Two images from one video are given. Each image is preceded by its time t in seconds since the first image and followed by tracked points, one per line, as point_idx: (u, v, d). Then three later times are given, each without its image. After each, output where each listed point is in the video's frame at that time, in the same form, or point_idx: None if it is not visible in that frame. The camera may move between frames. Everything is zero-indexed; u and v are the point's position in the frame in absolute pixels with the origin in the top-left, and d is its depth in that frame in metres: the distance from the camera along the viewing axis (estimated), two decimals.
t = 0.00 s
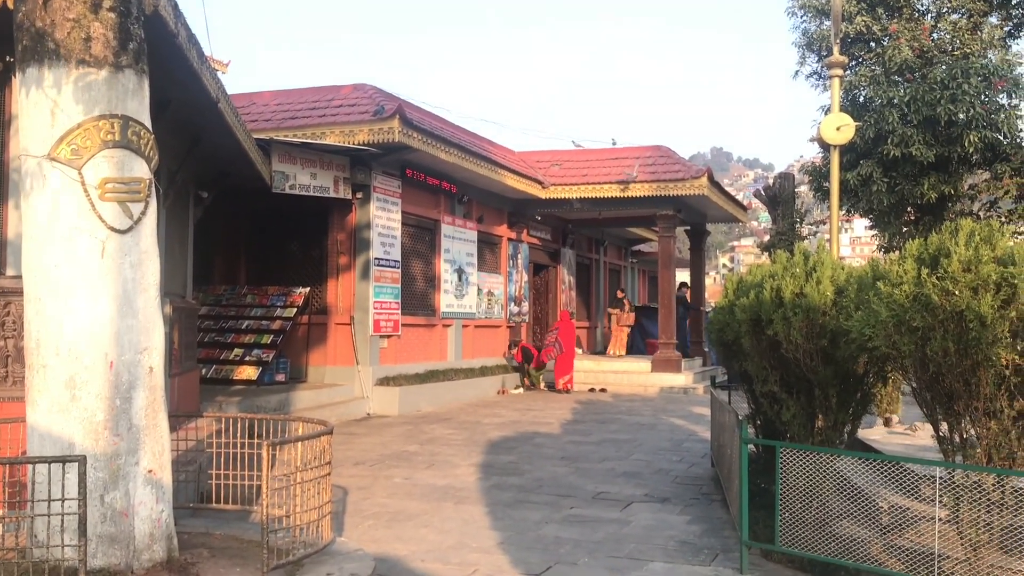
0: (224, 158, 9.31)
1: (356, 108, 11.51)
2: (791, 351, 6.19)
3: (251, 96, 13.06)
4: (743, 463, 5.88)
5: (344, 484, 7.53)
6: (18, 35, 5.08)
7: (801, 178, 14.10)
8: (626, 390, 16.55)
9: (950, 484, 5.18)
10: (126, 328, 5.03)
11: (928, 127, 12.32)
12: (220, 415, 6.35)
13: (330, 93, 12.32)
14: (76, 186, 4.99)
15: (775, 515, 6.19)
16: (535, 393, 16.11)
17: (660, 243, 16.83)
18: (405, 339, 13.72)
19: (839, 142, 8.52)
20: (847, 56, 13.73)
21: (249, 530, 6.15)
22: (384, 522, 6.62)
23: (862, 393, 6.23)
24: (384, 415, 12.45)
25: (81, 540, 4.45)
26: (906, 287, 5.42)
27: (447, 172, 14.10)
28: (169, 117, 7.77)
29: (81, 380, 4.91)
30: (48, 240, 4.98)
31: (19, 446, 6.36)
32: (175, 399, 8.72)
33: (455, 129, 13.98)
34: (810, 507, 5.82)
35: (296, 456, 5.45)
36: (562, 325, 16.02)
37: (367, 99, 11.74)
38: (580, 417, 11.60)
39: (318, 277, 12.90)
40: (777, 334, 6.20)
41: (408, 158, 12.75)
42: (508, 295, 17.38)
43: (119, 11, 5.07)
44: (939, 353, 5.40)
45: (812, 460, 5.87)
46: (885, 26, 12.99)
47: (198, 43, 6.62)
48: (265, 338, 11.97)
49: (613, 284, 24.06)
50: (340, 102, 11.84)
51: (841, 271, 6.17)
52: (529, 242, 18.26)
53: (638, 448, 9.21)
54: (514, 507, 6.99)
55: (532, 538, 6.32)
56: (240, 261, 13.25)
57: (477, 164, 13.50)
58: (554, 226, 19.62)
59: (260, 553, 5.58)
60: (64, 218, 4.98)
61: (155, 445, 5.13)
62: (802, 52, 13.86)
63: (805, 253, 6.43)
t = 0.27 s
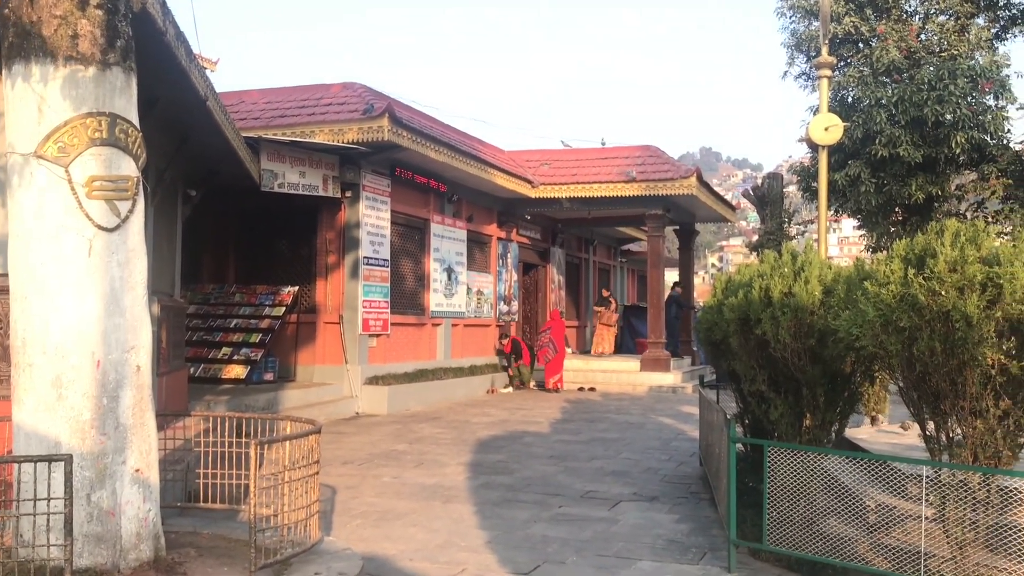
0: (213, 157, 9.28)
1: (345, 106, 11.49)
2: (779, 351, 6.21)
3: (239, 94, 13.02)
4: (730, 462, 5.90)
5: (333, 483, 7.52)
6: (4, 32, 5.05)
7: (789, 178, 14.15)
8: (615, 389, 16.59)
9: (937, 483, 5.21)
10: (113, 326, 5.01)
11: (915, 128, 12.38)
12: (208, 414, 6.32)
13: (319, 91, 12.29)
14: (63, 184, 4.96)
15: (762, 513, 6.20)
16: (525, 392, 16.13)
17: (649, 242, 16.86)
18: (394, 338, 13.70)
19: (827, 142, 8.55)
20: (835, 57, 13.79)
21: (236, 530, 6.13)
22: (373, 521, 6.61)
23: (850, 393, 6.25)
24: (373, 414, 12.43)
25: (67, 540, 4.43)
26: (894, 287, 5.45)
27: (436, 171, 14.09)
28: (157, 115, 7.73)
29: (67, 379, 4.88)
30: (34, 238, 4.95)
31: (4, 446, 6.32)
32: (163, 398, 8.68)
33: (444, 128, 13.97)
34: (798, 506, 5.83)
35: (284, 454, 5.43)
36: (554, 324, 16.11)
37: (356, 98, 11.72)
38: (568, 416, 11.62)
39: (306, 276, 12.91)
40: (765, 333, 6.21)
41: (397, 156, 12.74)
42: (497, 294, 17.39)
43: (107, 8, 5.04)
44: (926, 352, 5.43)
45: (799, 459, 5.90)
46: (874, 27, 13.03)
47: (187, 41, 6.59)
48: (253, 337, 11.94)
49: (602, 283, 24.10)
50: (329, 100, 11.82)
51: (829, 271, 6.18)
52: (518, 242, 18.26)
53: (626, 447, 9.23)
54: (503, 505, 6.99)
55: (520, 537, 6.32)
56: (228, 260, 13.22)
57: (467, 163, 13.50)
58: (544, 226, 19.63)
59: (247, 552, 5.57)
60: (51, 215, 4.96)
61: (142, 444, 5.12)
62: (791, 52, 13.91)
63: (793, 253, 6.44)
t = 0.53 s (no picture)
0: (196, 156, 9.23)
1: (328, 105, 11.45)
2: (761, 350, 6.23)
3: (222, 93, 12.95)
4: (713, 461, 5.93)
5: (316, 483, 7.50)
6: None
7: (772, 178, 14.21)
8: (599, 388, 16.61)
9: (917, 482, 5.26)
10: (92, 324, 4.98)
11: (897, 129, 12.45)
12: (190, 414, 6.27)
13: (303, 90, 12.25)
14: (42, 181, 4.92)
15: (744, 512, 6.22)
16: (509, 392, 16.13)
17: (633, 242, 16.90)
18: (378, 338, 13.67)
19: (809, 143, 8.58)
20: (818, 58, 13.86)
21: (218, 530, 6.10)
22: (356, 521, 6.59)
23: (831, 392, 6.27)
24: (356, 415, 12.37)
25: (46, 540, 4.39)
26: (875, 287, 5.48)
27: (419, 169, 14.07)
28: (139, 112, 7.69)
29: (47, 378, 4.84)
30: (11, 236, 4.90)
31: None
32: (144, 397, 8.63)
33: (428, 126, 13.95)
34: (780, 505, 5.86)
35: (266, 454, 5.40)
36: (539, 323, 16.13)
37: (340, 96, 11.67)
38: (552, 416, 11.63)
39: (288, 273, 12.87)
40: (748, 332, 6.24)
41: (380, 155, 12.71)
42: (481, 293, 17.38)
43: (86, 5, 4.99)
44: (906, 351, 5.47)
45: (781, 458, 5.93)
46: (856, 28, 13.10)
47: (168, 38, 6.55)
48: (236, 337, 11.88)
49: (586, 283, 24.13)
50: (312, 98, 11.78)
51: (810, 270, 6.20)
52: (502, 241, 18.26)
53: (609, 447, 9.24)
54: (486, 505, 6.99)
55: (504, 536, 6.32)
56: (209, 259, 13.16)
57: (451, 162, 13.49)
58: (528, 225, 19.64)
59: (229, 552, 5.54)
60: (29, 213, 4.90)
61: (122, 443, 5.09)
62: (774, 53, 13.97)
63: (775, 253, 6.46)
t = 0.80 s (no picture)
0: (176, 155, 9.17)
1: (309, 103, 11.43)
2: (740, 349, 6.24)
3: (201, 90, 12.85)
4: (692, 459, 5.95)
5: (295, 482, 7.46)
6: None
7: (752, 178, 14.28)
8: (580, 387, 16.63)
9: (894, 479, 5.30)
10: (68, 324, 4.94)
11: (875, 130, 12.55)
12: (167, 413, 6.22)
13: (283, 87, 12.18)
14: (17, 179, 4.86)
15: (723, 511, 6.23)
16: (491, 391, 16.13)
17: (614, 241, 16.97)
18: (358, 337, 13.65)
19: (788, 143, 8.62)
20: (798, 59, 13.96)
21: (196, 530, 6.07)
22: (335, 520, 6.57)
23: (809, 391, 6.29)
24: (337, 414, 12.38)
25: (20, 541, 4.34)
26: (853, 286, 5.51)
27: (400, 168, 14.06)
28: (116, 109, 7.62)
29: (21, 378, 4.79)
30: None
31: None
32: (121, 397, 8.56)
33: (409, 125, 13.94)
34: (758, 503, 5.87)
35: (245, 454, 5.36)
36: (522, 324, 16.15)
37: (320, 94, 11.62)
38: (533, 415, 11.65)
39: (268, 272, 12.81)
40: (727, 332, 6.24)
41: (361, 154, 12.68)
42: (463, 292, 17.37)
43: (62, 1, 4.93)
44: (884, 351, 5.51)
45: (760, 457, 5.95)
46: (835, 29, 13.20)
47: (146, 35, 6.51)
48: (214, 336, 11.81)
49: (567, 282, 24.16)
50: (292, 97, 11.75)
51: (789, 269, 6.23)
52: (483, 240, 18.25)
53: (590, 445, 9.25)
54: (466, 504, 6.98)
55: (484, 535, 6.32)
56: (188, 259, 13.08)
57: (432, 161, 13.49)
58: (509, 225, 19.65)
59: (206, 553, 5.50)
60: (3, 211, 4.85)
61: (99, 443, 5.04)
62: (754, 53, 14.04)
63: (754, 252, 6.48)
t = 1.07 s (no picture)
0: (154, 154, 9.10)
1: (288, 102, 11.38)
2: (719, 348, 6.23)
3: (179, 88, 12.76)
4: (671, 458, 5.97)
5: (274, 483, 7.43)
6: None
7: (731, 179, 14.37)
8: (560, 387, 16.65)
9: (871, 478, 5.35)
10: (44, 324, 4.89)
11: (853, 130, 12.64)
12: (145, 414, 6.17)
13: (262, 86, 12.11)
14: None
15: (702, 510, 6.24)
16: (473, 391, 16.13)
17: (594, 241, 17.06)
18: (338, 337, 13.60)
19: (768, 144, 8.66)
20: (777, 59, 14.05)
21: (174, 531, 6.03)
22: (315, 521, 6.54)
23: (787, 390, 6.31)
24: (316, 414, 12.26)
25: None
26: (831, 286, 5.55)
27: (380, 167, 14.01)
28: (93, 107, 7.55)
29: None
30: None
31: None
32: (98, 398, 8.48)
33: (389, 124, 13.90)
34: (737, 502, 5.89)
35: (223, 455, 5.32)
36: (504, 322, 16.06)
37: (299, 93, 11.56)
38: (513, 414, 11.66)
39: (247, 271, 12.75)
40: (706, 331, 6.24)
41: (341, 153, 12.63)
42: (443, 292, 17.35)
43: None
44: (861, 350, 5.55)
45: (738, 456, 5.98)
46: (814, 30, 13.29)
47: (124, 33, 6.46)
48: (193, 336, 11.74)
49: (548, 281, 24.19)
50: (272, 95, 11.68)
51: (768, 270, 6.25)
52: (464, 240, 18.23)
53: (571, 445, 9.27)
54: (447, 504, 6.97)
55: (464, 535, 6.31)
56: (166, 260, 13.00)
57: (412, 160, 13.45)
58: (490, 224, 19.65)
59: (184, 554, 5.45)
60: None
61: (75, 444, 4.98)
62: (734, 54, 14.11)
63: (734, 252, 6.49)
